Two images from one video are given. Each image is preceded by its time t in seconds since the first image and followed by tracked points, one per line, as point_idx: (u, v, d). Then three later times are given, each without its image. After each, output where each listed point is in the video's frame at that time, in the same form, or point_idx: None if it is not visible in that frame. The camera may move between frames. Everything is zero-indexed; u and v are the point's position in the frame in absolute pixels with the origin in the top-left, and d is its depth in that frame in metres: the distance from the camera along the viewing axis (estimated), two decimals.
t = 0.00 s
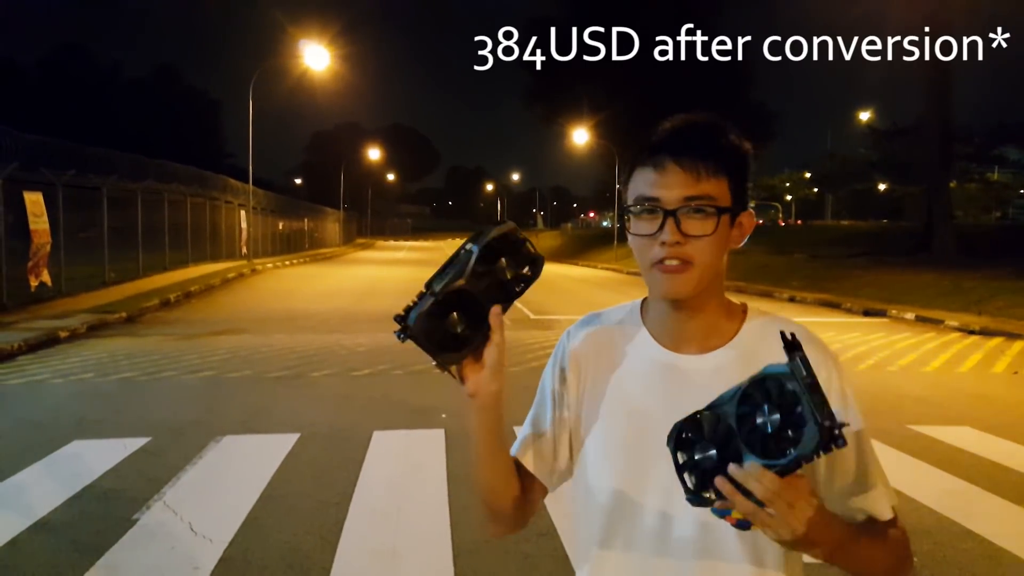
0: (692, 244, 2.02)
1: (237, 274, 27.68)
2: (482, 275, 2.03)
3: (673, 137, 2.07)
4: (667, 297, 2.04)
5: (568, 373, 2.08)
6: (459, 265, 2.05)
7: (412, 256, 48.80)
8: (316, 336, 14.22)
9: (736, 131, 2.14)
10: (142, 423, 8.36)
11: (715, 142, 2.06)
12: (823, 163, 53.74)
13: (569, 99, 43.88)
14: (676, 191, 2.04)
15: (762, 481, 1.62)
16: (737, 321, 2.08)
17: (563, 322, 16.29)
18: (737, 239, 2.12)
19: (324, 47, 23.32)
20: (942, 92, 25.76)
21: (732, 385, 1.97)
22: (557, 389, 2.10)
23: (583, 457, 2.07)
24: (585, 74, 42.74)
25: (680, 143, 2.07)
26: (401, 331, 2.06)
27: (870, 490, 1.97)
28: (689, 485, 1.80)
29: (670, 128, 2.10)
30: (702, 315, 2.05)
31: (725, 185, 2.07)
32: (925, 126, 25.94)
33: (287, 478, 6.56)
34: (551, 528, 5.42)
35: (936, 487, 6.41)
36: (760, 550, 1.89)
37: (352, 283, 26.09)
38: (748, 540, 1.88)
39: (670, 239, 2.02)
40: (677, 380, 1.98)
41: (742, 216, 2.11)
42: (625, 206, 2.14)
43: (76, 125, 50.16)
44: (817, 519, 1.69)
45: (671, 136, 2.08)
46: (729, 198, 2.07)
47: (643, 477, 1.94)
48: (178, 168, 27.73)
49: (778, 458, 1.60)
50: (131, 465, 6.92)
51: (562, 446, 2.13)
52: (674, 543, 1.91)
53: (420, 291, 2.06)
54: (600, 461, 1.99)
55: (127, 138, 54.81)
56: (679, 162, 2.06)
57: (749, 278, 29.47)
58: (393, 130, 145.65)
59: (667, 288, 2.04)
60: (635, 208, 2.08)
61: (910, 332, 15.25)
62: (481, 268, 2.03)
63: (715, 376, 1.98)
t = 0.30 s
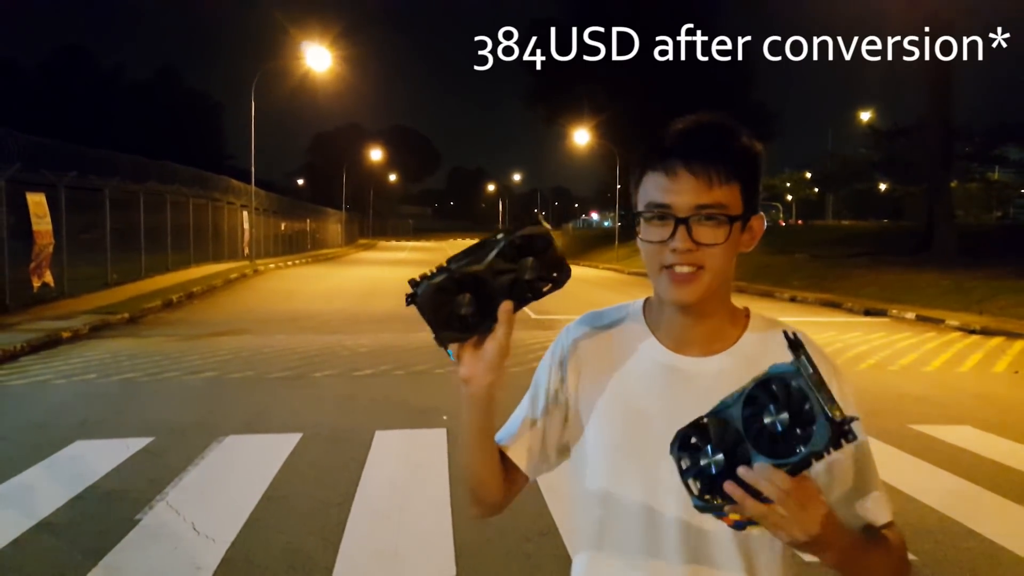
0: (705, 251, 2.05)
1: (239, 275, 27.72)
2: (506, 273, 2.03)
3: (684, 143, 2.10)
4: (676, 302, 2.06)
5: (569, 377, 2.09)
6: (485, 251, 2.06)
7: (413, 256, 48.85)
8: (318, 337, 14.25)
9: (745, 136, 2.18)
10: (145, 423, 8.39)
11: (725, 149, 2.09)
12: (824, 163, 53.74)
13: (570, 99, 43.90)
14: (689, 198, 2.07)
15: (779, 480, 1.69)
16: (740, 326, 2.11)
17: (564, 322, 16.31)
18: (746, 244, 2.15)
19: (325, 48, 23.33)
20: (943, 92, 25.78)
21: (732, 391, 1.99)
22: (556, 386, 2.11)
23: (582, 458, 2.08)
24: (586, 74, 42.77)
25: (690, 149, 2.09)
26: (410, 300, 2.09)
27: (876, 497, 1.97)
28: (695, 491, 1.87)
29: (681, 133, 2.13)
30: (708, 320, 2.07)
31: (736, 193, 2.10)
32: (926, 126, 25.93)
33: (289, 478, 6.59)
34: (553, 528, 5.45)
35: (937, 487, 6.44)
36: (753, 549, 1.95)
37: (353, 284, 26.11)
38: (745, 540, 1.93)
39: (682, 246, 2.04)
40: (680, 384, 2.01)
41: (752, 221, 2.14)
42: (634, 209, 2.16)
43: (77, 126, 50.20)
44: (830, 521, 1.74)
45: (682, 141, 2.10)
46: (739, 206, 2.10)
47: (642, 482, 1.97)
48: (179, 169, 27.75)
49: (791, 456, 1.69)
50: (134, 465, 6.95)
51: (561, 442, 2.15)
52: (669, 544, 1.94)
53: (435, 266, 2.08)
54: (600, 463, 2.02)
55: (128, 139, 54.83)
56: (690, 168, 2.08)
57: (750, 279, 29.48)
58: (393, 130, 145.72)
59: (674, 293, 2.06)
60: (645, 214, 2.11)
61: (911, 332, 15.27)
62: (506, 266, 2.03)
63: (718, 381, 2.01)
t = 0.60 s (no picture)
0: (702, 256, 1.99)
1: (237, 274, 27.67)
2: (507, 301, 1.99)
3: (685, 142, 2.03)
4: (671, 306, 2.00)
5: (562, 380, 2.04)
6: (483, 278, 1.99)
7: (412, 255, 48.81)
8: (315, 336, 14.18)
9: (748, 136, 2.12)
10: (141, 423, 8.33)
11: (726, 151, 2.03)
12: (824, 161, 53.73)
13: (569, 98, 43.85)
14: (687, 200, 2.00)
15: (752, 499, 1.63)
16: (737, 331, 2.05)
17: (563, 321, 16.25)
18: (746, 247, 2.09)
19: (322, 46, 23.27)
20: (942, 90, 25.71)
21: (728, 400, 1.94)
22: (550, 389, 2.06)
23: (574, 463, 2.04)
24: (585, 73, 42.72)
25: (692, 150, 2.02)
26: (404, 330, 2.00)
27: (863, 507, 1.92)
28: (674, 511, 1.77)
29: (682, 132, 2.06)
30: (705, 325, 2.01)
31: (737, 196, 2.03)
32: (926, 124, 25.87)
33: (287, 478, 6.52)
34: (552, 528, 5.39)
35: (938, 486, 6.38)
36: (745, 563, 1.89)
37: (352, 283, 26.06)
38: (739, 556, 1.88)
39: (680, 249, 1.98)
40: (676, 391, 1.95)
41: (752, 225, 2.08)
42: (632, 211, 2.10)
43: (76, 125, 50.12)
44: (807, 539, 1.68)
45: (683, 142, 2.04)
46: (740, 210, 2.04)
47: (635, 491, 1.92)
48: (177, 168, 27.70)
49: (764, 478, 1.63)
50: (130, 466, 6.89)
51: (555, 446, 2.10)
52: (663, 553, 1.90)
53: (431, 292, 2.00)
54: (593, 470, 1.97)
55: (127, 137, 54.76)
56: (691, 169, 2.02)
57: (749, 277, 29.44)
58: (393, 129, 145.56)
59: (671, 297, 2.00)
60: (643, 214, 2.04)
61: (911, 331, 15.21)
62: (505, 293, 1.99)
63: (716, 387, 1.95)
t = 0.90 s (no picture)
0: (701, 246, 1.98)
1: (236, 272, 27.61)
2: (483, 336, 1.93)
3: (686, 135, 2.02)
4: (669, 298, 1.99)
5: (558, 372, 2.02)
6: (458, 325, 1.93)
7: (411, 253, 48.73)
8: (313, 334, 14.16)
9: (750, 131, 2.10)
10: (139, 421, 8.31)
11: (728, 142, 2.02)
12: (823, 160, 53.71)
13: (569, 96, 43.79)
14: (688, 191, 1.99)
15: (724, 506, 1.62)
16: (736, 327, 2.03)
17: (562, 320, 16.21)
18: (744, 243, 2.08)
19: (322, 43, 23.22)
20: (941, 89, 25.68)
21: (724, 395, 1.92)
22: (546, 386, 2.05)
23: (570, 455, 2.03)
24: (584, 72, 42.67)
25: (693, 141, 2.01)
26: (390, 397, 1.98)
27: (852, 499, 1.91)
28: (656, 505, 1.76)
29: (684, 124, 2.05)
30: (703, 320, 1.99)
31: (738, 189, 2.02)
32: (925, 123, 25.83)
33: (285, 476, 6.49)
34: (551, 526, 5.38)
35: (937, 484, 6.36)
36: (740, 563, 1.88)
37: (351, 281, 26.00)
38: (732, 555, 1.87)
39: (679, 240, 1.98)
40: (671, 386, 1.94)
41: (751, 220, 2.06)
42: (633, 201, 2.08)
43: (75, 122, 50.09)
44: (776, 548, 1.68)
45: (685, 132, 2.02)
46: (740, 203, 2.03)
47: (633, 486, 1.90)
48: (176, 165, 27.62)
49: (739, 483, 1.61)
50: (128, 464, 6.85)
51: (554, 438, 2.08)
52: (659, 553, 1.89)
53: (411, 350, 1.97)
54: (586, 466, 1.95)
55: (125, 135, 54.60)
56: (693, 161, 2.01)
57: (749, 276, 29.40)
58: (393, 126, 145.48)
59: (670, 289, 1.99)
60: (643, 206, 2.03)
61: (910, 329, 15.19)
62: (481, 328, 1.92)
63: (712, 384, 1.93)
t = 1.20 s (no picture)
0: (700, 245, 1.99)
1: (233, 272, 27.61)
2: None
3: (689, 131, 2.04)
4: (670, 293, 2.01)
5: (561, 367, 2.05)
6: None
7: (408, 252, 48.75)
8: (311, 334, 14.17)
9: (756, 132, 2.11)
10: (136, 422, 8.32)
11: (730, 140, 2.03)
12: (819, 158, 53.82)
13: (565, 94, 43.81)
14: (689, 189, 2.01)
15: None
16: (739, 323, 2.03)
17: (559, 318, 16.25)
18: (744, 244, 2.10)
19: (319, 43, 23.23)
20: (937, 86, 25.72)
21: (729, 386, 1.90)
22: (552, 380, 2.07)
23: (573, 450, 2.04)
24: (581, 70, 42.70)
25: (695, 139, 2.02)
26: None
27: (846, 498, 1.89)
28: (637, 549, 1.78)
29: (687, 123, 2.07)
30: (705, 317, 2.00)
31: (738, 188, 2.03)
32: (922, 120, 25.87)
33: (283, 477, 6.50)
34: (550, 524, 5.39)
35: (934, 481, 6.39)
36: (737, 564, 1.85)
37: (348, 281, 26.01)
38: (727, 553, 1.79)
39: (679, 238, 1.99)
40: (672, 377, 1.92)
41: (753, 221, 2.08)
42: (635, 200, 2.11)
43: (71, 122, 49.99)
44: None
45: (688, 130, 2.04)
46: (741, 203, 2.04)
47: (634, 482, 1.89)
48: (172, 165, 27.61)
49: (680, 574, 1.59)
50: (125, 464, 6.87)
51: (561, 433, 2.12)
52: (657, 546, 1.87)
53: None
54: (590, 455, 1.95)
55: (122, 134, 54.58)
56: (694, 158, 2.02)
57: (746, 274, 29.46)
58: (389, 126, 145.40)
59: (669, 287, 2.02)
60: (645, 203, 2.05)
61: (906, 326, 15.23)
62: None
63: (714, 379, 1.91)
